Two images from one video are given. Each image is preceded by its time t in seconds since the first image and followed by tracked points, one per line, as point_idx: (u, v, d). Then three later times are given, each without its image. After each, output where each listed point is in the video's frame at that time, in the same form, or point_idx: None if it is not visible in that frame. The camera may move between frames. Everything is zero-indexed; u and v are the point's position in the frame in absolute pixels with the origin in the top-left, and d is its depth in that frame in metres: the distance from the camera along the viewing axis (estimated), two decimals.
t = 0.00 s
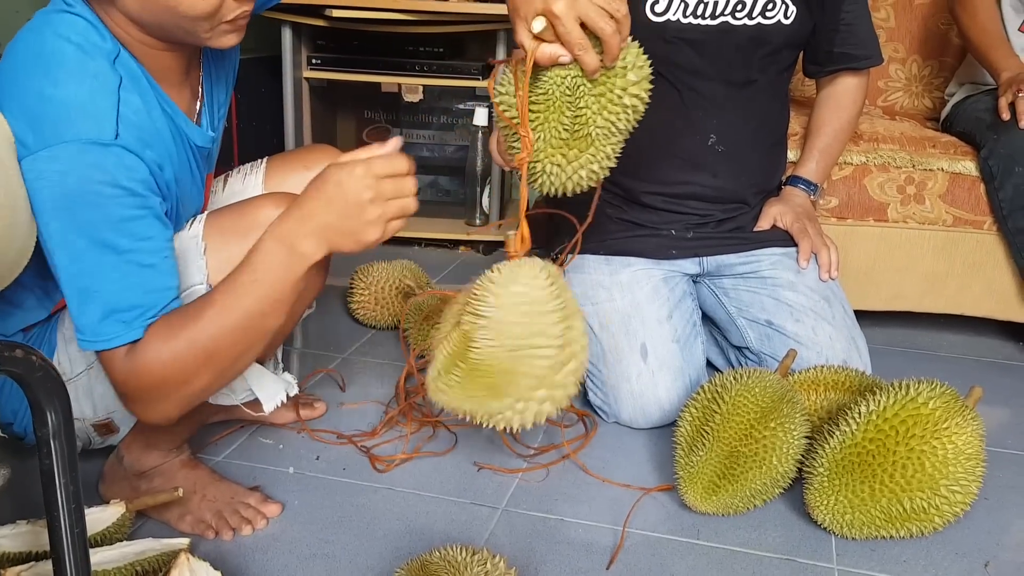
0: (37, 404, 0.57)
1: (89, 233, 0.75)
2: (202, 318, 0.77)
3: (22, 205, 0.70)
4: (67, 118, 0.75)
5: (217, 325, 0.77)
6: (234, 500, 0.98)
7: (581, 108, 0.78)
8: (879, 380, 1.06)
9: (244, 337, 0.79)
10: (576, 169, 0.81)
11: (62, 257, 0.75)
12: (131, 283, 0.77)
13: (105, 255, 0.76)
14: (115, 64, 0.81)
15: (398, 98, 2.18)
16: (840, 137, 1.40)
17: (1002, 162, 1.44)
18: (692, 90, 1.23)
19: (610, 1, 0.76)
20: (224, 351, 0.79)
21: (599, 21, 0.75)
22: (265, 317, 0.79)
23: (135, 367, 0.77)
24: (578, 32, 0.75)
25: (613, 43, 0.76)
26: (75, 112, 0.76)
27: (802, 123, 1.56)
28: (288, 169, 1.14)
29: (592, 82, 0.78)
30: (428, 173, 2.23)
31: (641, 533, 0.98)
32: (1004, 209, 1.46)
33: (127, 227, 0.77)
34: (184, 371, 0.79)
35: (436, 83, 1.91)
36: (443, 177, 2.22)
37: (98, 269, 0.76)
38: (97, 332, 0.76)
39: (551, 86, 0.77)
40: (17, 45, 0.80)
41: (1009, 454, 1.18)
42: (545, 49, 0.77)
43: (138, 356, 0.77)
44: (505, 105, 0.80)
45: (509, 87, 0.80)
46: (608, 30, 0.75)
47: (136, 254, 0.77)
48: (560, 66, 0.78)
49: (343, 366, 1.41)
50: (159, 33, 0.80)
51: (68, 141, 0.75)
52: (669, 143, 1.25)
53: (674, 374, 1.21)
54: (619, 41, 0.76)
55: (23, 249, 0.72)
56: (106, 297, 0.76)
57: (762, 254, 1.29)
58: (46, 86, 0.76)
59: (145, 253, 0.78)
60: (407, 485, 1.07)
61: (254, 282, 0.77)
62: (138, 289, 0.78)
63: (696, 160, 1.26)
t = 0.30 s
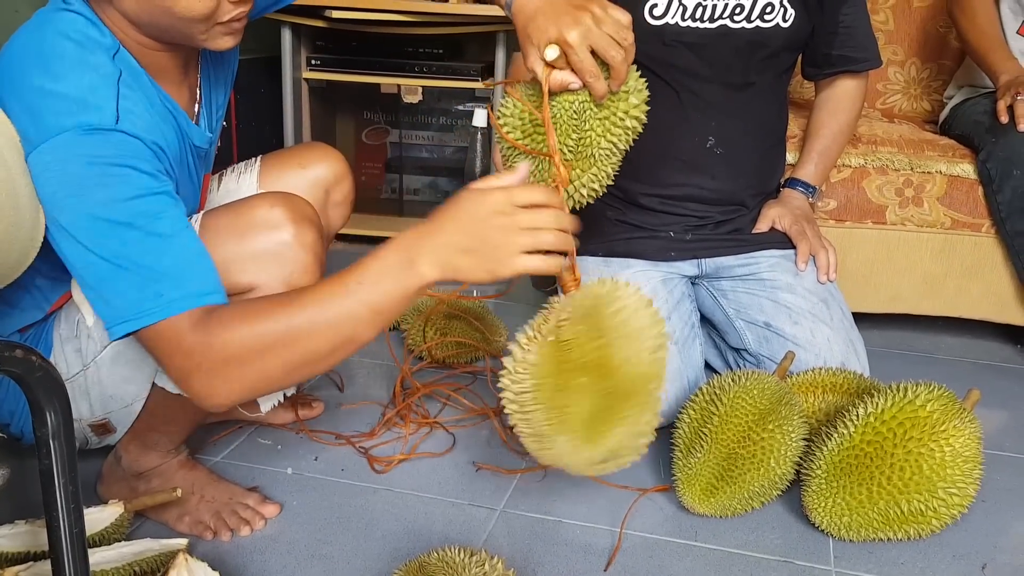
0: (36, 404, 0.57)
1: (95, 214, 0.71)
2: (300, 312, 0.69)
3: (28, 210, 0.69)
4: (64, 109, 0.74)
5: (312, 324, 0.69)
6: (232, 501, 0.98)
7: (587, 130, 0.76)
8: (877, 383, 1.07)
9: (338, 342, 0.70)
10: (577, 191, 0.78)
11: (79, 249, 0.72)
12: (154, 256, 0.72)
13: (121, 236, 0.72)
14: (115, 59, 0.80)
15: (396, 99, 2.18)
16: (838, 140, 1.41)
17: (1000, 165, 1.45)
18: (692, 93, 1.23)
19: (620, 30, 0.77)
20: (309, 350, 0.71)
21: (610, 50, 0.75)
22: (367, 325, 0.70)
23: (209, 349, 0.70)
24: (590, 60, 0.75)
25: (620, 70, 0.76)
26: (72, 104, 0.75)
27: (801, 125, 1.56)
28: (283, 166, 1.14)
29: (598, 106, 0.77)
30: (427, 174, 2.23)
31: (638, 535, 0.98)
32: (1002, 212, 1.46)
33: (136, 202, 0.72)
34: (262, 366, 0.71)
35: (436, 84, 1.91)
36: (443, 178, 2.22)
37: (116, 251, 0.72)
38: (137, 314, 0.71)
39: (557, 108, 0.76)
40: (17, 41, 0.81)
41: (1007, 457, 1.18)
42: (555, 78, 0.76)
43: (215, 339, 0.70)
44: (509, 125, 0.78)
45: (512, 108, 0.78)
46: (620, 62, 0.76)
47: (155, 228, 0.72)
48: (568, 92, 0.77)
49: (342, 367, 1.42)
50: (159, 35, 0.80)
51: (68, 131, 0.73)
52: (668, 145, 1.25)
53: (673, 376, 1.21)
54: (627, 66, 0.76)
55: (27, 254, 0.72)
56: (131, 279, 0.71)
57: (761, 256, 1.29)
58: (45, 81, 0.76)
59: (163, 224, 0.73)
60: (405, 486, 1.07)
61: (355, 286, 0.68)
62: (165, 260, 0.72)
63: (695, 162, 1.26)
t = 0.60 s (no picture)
0: (36, 405, 0.57)
1: (103, 208, 0.69)
2: (316, 338, 0.66)
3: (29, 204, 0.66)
4: (70, 103, 0.74)
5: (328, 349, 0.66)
6: (230, 502, 0.98)
7: (602, 148, 0.77)
8: (876, 385, 1.07)
9: (338, 369, 0.67)
10: (594, 211, 0.79)
11: (84, 244, 0.69)
12: (163, 255, 0.68)
13: (130, 232, 0.69)
14: (118, 57, 0.80)
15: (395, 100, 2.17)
16: (837, 143, 1.41)
17: (999, 168, 1.45)
18: (691, 96, 1.23)
19: (634, 45, 0.76)
20: (317, 371, 0.67)
21: (625, 65, 0.75)
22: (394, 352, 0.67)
23: (214, 356, 0.67)
24: (604, 74, 0.75)
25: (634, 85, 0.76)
26: (77, 99, 0.74)
27: (800, 128, 1.57)
28: (287, 169, 1.14)
29: (612, 124, 0.77)
30: (426, 175, 2.23)
31: (637, 537, 0.98)
32: (1001, 216, 1.46)
33: (144, 198, 0.70)
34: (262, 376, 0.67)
35: (435, 86, 1.91)
36: (443, 179, 2.22)
37: (124, 246, 0.69)
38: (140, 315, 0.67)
39: (574, 127, 0.76)
40: (18, 40, 0.80)
41: (1006, 460, 1.18)
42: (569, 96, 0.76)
43: (219, 348, 0.66)
44: (521, 147, 0.79)
45: (527, 129, 0.79)
46: (633, 75, 0.75)
47: (162, 227, 0.69)
48: (582, 110, 0.77)
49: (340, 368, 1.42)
50: (160, 36, 0.80)
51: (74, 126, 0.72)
52: (668, 148, 1.25)
53: (671, 378, 1.22)
54: (641, 81, 0.76)
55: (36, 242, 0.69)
56: (139, 274, 0.68)
57: (759, 259, 1.29)
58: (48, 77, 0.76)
59: (171, 223, 0.70)
60: (404, 487, 1.07)
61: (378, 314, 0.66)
62: (174, 260, 0.68)
63: (695, 165, 1.26)
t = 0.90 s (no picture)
0: (36, 411, 0.57)
1: (83, 229, 0.72)
2: (242, 318, 0.75)
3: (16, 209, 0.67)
4: (63, 111, 0.74)
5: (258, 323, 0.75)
6: (229, 507, 0.98)
7: (581, 163, 0.80)
8: (875, 389, 1.07)
9: (270, 345, 0.77)
10: (577, 223, 0.83)
11: (54, 258, 0.72)
12: (128, 276, 0.74)
13: (100, 252, 0.73)
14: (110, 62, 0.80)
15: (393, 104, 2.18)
16: (835, 145, 1.41)
17: (997, 170, 1.45)
18: (690, 99, 1.23)
19: (609, 63, 0.78)
20: (255, 351, 0.77)
21: (598, 82, 0.77)
22: (292, 326, 0.76)
23: (153, 361, 0.75)
24: (578, 92, 0.77)
25: (610, 102, 0.78)
26: (71, 107, 0.75)
27: (798, 130, 1.57)
28: (287, 175, 1.14)
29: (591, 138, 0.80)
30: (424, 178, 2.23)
31: (637, 541, 0.98)
32: (999, 218, 1.47)
33: (120, 218, 0.74)
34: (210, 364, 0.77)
35: (433, 89, 1.92)
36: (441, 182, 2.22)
37: (91, 261, 0.73)
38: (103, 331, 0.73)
39: (553, 142, 0.80)
40: (12, 42, 0.80)
41: (1005, 462, 1.18)
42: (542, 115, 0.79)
43: (160, 348, 0.75)
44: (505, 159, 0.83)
45: (515, 144, 0.82)
46: (608, 93, 0.77)
47: (131, 245, 0.75)
48: (559, 126, 0.80)
49: (339, 372, 1.41)
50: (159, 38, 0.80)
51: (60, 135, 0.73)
52: (667, 151, 1.25)
53: (671, 381, 1.22)
54: (618, 99, 0.78)
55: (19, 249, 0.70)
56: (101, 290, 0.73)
57: (758, 262, 1.29)
58: (40, 82, 0.75)
59: (140, 243, 0.76)
60: (404, 491, 1.07)
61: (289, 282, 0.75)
62: (138, 280, 0.75)
63: (694, 168, 1.26)
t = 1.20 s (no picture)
0: (35, 417, 0.57)
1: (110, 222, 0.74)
2: (310, 313, 0.77)
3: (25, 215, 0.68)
4: (75, 110, 0.74)
5: (334, 316, 0.77)
6: (229, 512, 0.98)
7: (552, 163, 0.80)
8: (873, 393, 1.07)
9: (335, 336, 0.78)
10: (551, 223, 0.82)
11: (87, 253, 0.74)
12: (164, 262, 0.76)
13: (132, 241, 0.75)
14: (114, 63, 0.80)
15: (392, 109, 2.18)
16: (833, 150, 1.41)
17: (994, 174, 1.45)
18: (688, 102, 1.24)
19: (577, 64, 0.80)
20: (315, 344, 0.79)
21: (567, 79, 0.79)
22: (355, 323, 0.78)
23: (216, 349, 0.77)
24: (547, 90, 0.79)
25: (579, 98, 0.79)
26: (82, 106, 0.74)
27: (797, 134, 1.57)
28: (276, 177, 1.14)
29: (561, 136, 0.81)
30: (422, 183, 2.24)
31: (636, 545, 0.98)
32: (996, 222, 1.47)
33: (147, 206, 0.75)
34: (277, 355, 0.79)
35: (432, 94, 1.92)
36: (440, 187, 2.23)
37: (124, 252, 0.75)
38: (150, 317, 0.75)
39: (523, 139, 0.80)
40: (10, 47, 0.79)
41: (1003, 466, 1.18)
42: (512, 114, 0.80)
43: (229, 337, 0.77)
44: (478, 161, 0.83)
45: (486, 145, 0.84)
46: (574, 87, 0.79)
47: (162, 233, 0.75)
48: (529, 125, 0.81)
49: (338, 377, 1.42)
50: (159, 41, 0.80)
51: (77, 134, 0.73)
52: (665, 155, 1.25)
53: (670, 385, 1.22)
54: (586, 98, 0.80)
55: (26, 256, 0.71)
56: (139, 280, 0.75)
57: (756, 266, 1.30)
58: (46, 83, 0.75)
59: (170, 228, 0.76)
60: (403, 496, 1.07)
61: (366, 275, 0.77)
62: (173, 263, 0.76)
63: (692, 172, 1.26)
